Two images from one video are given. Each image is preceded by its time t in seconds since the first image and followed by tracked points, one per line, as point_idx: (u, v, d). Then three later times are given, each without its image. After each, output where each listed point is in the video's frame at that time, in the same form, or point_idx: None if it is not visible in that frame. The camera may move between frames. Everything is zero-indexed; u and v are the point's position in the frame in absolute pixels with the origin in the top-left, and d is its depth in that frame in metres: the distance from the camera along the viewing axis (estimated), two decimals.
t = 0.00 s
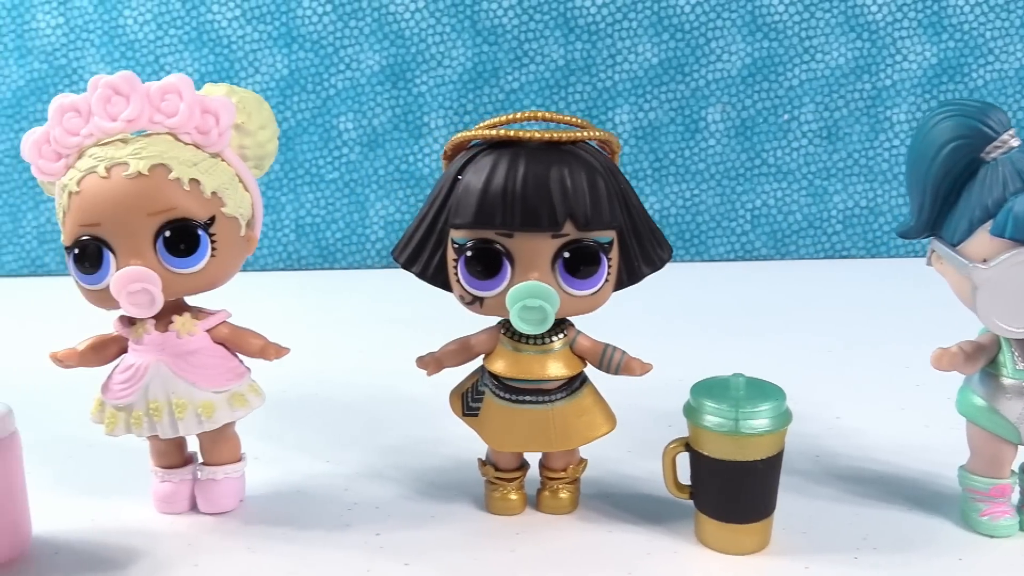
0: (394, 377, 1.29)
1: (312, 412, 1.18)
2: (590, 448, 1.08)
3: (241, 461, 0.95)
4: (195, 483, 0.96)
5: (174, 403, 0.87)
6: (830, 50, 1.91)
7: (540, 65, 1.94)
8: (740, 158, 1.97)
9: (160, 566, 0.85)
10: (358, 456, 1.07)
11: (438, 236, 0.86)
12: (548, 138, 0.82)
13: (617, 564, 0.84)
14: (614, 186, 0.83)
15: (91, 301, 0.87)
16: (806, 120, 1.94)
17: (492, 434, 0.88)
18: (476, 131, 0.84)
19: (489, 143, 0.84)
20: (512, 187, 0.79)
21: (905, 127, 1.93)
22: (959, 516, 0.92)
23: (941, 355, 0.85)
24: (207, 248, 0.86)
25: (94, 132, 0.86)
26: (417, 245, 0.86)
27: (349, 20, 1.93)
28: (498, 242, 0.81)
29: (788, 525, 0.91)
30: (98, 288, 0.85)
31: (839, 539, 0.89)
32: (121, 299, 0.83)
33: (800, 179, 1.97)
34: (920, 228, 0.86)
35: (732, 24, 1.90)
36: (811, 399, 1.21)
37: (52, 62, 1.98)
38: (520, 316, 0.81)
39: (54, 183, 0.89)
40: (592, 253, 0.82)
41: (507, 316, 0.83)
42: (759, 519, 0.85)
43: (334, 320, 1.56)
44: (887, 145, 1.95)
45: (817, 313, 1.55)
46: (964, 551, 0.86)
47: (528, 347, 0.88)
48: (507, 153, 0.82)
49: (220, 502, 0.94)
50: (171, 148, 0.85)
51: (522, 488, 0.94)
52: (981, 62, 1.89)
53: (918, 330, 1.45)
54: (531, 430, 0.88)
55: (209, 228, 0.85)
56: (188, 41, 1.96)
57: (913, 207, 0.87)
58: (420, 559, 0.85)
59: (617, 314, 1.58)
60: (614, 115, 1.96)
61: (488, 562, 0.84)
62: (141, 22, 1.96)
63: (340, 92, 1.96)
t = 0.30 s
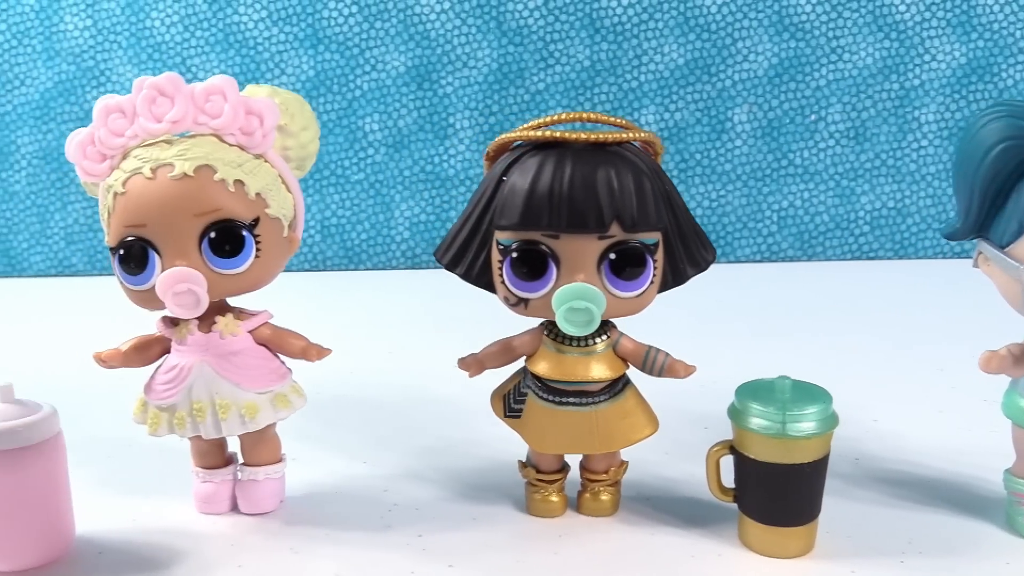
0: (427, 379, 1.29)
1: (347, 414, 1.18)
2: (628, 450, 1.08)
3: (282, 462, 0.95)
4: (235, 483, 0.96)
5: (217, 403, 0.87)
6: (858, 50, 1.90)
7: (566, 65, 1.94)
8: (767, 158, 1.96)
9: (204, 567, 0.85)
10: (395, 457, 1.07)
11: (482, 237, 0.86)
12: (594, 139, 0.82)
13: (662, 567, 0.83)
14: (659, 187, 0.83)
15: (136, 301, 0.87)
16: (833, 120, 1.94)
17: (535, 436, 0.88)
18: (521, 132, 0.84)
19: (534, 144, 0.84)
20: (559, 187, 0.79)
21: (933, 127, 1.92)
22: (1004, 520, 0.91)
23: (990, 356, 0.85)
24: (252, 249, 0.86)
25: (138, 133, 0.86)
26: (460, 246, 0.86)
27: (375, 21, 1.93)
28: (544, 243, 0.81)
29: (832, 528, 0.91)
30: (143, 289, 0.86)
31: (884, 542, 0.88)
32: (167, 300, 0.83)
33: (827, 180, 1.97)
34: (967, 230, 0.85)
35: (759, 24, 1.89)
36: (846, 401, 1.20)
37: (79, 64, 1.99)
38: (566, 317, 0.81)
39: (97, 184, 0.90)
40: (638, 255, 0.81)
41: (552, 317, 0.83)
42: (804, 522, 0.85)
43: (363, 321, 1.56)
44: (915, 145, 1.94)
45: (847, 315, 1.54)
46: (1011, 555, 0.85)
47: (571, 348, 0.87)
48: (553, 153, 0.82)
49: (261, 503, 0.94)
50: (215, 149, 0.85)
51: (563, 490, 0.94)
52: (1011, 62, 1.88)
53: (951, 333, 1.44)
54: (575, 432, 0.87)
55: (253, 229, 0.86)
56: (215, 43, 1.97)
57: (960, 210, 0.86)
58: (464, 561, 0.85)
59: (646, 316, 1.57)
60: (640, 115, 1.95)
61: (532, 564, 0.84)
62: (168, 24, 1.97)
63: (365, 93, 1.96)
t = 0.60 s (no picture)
0: (460, 380, 1.29)
1: (383, 414, 1.18)
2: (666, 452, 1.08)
3: (325, 462, 0.95)
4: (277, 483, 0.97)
5: (264, 403, 0.88)
6: (886, 51, 1.89)
7: (592, 66, 1.94)
8: (793, 159, 1.96)
9: (251, 566, 0.86)
10: (433, 458, 1.07)
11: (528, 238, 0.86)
12: (643, 140, 0.82)
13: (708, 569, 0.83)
14: (707, 190, 0.83)
15: (183, 301, 0.87)
16: (861, 121, 1.93)
17: (580, 437, 0.88)
18: (568, 134, 0.84)
19: (581, 145, 0.84)
20: (608, 189, 0.79)
21: (962, 128, 1.91)
22: None
23: None
24: (299, 249, 0.86)
25: (186, 134, 0.86)
26: (507, 247, 0.86)
27: (402, 22, 1.94)
28: (592, 244, 0.81)
29: (876, 531, 0.91)
30: (190, 289, 0.86)
31: (929, 545, 0.88)
32: (215, 300, 0.84)
33: (855, 181, 1.96)
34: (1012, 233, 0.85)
35: (786, 25, 1.89)
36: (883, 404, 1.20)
37: (108, 65, 2.00)
38: (615, 319, 0.81)
39: (144, 184, 0.90)
40: (687, 257, 0.81)
41: (599, 319, 0.83)
42: (850, 525, 0.85)
43: (393, 322, 1.56)
44: (943, 147, 1.94)
45: (879, 317, 1.54)
46: None
47: (616, 349, 0.87)
48: (601, 155, 0.82)
49: (304, 502, 0.95)
50: (263, 150, 0.85)
51: (605, 492, 0.94)
52: None
53: (985, 337, 1.43)
54: (619, 433, 0.87)
55: (300, 230, 0.86)
56: (242, 44, 1.98)
57: (1005, 212, 0.86)
58: (510, 562, 0.85)
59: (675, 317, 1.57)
60: (666, 117, 1.95)
61: (577, 565, 0.84)
62: (196, 25, 1.98)
63: (392, 94, 1.97)
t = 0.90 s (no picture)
0: (496, 381, 1.29)
1: (421, 414, 1.18)
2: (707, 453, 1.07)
3: (369, 462, 0.95)
4: (321, 483, 0.97)
5: (312, 403, 0.88)
6: (918, 50, 1.88)
7: (621, 66, 1.93)
8: (823, 160, 1.95)
9: (299, 565, 0.86)
10: (474, 458, 1.07)
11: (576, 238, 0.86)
12: (694, 140, 0.81)
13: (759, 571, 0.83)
14: (758, 190, 0.82)
15: (231, 301, 0.88)
16: (892, 122, 1.92)
17: (627, 437, 0.87)
18: (618, 133, 0.84)
19: (631, 144, 0.84)
20: (660, 189, 0.79)
21: (994, 128, 1.90)
22: None
23: None
24: (347, 249, 0.86)
25: (235, 134, 0.87)
26: (555, 247, 0.86)
27: (430, 23, 1.94)
28: (643, 243, 0.81)
29: (925, 534, 0.90)
30: (239, 289, 0.86)
31: (980, 549, 0.87)
32: (264, 299, 0.84)
33: (886, 182, 1.95)
34: None
35: (816, 25, 1.87)
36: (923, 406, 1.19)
37: (139, 67, 2.02)
38: (666, 319, 0.80)
39: (192, 184, 0.90)
40: (738, 257, 0.81)
41: (649, 319, 0.83)
42: (902, 528, 0.84)
43: (424, 323, 1.56)
44: (975, 147, 1.92)
45: (914, 319, 1.53)
46: None
47: (664, 350, 0.87)
48: (652, 154, 0.81)
49: (348, 502, 0.95)
50: (312, 150, 0.86)
51: (650, 493, 0.94)
52: None
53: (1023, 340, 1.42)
54: (667, 434, 0.87)
55: (348, 229, 0.86)
56: (271, 45, 1.99)
57: None
58: (559, 563, 0.84)
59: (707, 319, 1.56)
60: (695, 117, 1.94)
61: (626, 566, 0.84)
62: (225, 27, 1.99)
63: (420, 95, 1.97)
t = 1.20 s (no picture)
0: (540, 380, 1.30)
1: (468, 411, 1.18)
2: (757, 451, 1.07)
3: (424, 457, 0.96)
4: (376, 477, 0.97)
5: (370, 397, 0.88)
6: (958, 50, 1.86)
7: (657, 66, 1.93)
8: (861, 160, 1.94)
9: (358, 558, 0.86)
10: (524, 454, 1.07)
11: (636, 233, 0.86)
12: (757, 135, 0.81)
13: (820, 569, 0.82)
14: (821, 185, 0.82)
15: (291, 295, 0.88)
16: (931, 121, 1.91)
17: (686, 433, 0.87)
18: (679, 128, 0.83)
19: (692, 140, 0.84)
20: (724, 184, 0.79)
21: None
22: None
23: None
24: (408, 244, 0.86)
25: (295, 129, 0.87)
26: (614, 243, 0.86)
27: (466, 23, 1.94)
28: (706, 239, 0.81)
29: (985, 533, 0.89)
30: (299, 283, 0.87)
31: None
32: (326, 293, 0.84)
33: (925, 182, 1.94)
34: None
35: (855, 24, 1.87)
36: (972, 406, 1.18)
37: (177, 66, 2.03)
38: (729, 315, 0.80)
39: (251, 178, 0.91)
40: (801, 253, 0.81)
41: (710, 315, 0.83)
42: (965, 526, 0.83)
43: (464, 322, 1.57)
44: (1016, 147, 1.91)
45: (958, 321, 1.52)
46: None
47: (723, 346, 0.87)
48: (714, 150, 0.81)
49: (403, 496, 0.95)
50: (373, 145, 0.86)
51: (706, 490, 0.93)
52: None
53: None
54: (727, 430, 0.86)
55: (409, 224, 0.86)
56: (308, 45, 2.00)
57: None
58: (618, 559, 0.84)
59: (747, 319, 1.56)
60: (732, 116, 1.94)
61: (686, 563, 0.84)
62: (263, 27, 2.00)
63: (456, 95, 1.98)
